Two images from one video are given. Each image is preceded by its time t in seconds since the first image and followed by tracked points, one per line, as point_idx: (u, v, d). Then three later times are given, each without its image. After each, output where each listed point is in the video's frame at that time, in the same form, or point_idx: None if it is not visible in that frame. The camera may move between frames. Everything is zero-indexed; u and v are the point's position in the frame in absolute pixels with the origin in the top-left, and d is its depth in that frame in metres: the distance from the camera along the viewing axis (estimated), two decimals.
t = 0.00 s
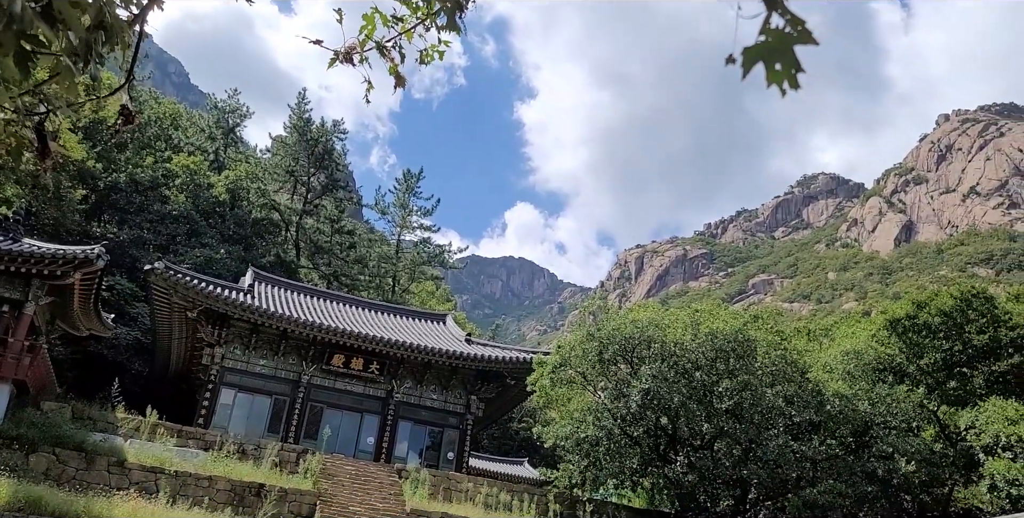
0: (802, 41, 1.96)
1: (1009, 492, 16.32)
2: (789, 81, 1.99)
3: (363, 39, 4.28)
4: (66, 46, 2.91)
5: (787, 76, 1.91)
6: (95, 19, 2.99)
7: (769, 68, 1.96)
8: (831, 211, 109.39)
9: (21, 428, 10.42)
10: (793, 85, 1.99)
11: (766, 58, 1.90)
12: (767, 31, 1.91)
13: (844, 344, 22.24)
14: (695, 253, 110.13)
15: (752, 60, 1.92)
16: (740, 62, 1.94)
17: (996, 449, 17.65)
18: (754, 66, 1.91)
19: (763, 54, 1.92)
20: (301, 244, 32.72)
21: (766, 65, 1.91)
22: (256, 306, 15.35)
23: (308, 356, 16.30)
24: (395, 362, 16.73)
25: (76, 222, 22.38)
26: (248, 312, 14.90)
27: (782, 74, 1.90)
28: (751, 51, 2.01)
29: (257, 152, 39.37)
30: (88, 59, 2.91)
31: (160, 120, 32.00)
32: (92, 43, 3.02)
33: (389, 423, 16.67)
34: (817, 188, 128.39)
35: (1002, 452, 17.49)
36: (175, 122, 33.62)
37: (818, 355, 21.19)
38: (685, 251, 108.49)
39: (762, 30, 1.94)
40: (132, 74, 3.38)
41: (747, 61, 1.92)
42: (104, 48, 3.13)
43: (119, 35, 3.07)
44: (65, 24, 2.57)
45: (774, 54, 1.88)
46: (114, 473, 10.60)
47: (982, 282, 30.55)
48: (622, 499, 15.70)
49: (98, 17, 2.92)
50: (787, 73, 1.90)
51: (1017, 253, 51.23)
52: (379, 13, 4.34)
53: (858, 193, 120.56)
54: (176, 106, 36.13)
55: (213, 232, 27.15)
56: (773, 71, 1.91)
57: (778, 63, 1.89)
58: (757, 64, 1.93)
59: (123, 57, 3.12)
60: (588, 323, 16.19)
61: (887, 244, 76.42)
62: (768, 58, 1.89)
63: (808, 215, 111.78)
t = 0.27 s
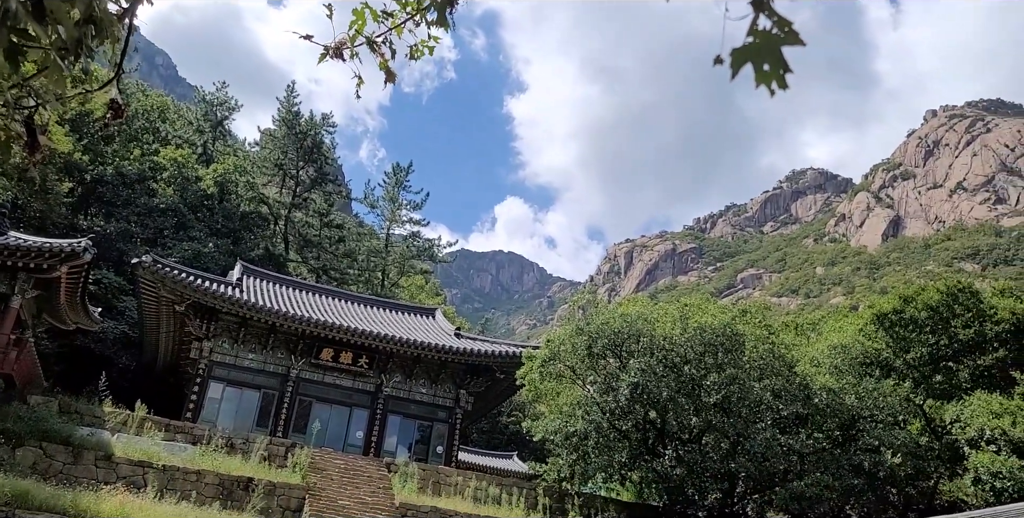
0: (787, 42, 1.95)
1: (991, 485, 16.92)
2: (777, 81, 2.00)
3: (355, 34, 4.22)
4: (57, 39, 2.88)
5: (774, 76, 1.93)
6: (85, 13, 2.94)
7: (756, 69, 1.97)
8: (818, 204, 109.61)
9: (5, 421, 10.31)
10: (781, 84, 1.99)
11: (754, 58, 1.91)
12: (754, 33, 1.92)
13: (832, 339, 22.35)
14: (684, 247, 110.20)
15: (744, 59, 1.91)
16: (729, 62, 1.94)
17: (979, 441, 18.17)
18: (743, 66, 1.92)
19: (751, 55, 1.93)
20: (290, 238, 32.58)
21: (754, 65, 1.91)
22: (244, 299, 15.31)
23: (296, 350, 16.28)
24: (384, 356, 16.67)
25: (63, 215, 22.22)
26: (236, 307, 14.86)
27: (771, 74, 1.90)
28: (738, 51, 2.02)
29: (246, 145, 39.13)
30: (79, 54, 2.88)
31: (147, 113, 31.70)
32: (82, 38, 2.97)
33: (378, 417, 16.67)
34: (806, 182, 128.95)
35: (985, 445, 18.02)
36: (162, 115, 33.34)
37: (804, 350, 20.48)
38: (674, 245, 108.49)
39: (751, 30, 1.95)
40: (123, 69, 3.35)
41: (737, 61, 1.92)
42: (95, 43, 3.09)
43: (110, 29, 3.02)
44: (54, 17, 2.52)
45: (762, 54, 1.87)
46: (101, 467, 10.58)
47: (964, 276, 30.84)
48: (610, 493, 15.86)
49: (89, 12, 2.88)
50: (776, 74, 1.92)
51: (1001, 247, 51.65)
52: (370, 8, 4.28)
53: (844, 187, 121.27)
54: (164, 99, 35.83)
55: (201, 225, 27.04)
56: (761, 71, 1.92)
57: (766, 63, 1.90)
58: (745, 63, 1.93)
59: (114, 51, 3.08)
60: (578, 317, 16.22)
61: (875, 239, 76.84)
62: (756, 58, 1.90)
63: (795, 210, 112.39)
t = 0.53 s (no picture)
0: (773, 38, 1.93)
1: (976, 478, 17.00)
2: (764, 76, 1.96)
3: (345, 30, 4.14)
4: (46, 32, 2.84)
5: (762, 71, 1.89)
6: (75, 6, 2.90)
7: (744, 63, 1.92)
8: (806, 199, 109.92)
9: None
10: (768, 79, 1.95)
11: (742, 53, 1.87)
12: (742, 28, 1.87)
13: (819, 333, 22.47)
14: (673, 240, 110.24)
15: (732, 55, 1.87)
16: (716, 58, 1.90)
17: (965, 435, 18.07)
18: (730, 62, 1.88)
19: (738, 50, 1.89)
20: (278, 231, 32.47)
21: (742, 61, 1.87)
22: (233, 293, 15.26)
23: (285, 343, 16.25)
24: (373, 349, 16.72)
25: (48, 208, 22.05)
26: (224, 300, 14.84)
27: (758, 70, 1.87)
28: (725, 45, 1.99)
29: (235, 138, 38.93)
30: (70, 45, 2.85)
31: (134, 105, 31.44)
32: (71, 33, 2.88)
33: (366, 411, 16.66)
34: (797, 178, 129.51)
35: (970, 439, 17.88)
36: (150, 107, 33.11)
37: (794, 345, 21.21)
38: (663, 239, 108.49)
39: (738, 24, 1.90)
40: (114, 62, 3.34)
41: (725, 57, 1.88)
42: (86, 36, 3.04)
43: (101, 22, 3.05)
44: (42, 9, 2.48)
45: (752, 49, 1.85)
46: (88, 461, 10.52)
47: (948, 271, 31.07)
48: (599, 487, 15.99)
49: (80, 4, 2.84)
50: (765, 69, 1.88)
51: (987, 243, 52.34)
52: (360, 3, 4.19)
53: (833, 183, 121.77)
54: (151, 91, 35.60)
55: (189, 219, 26.93)
56: (749, 66, 1.89)
57: (754, 58, 1.85)
58: (733, 59, 1.90)
59: (105, 43, 3.05)
60: (567, 311, 16.25)
61: (863, 234, 77.26)
62: (744, 53, 1.86)
63: (783, 204, 112.83)
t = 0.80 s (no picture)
0: (754, 29, 2.02)
1: (961, 470, 17.16)
2: (743, 67, 2.05)
3: (336, 19, 4.13)
4: (37, 20, 2.80)
5: (741, 63, 1.99)
6: None
7: (724, 55, 2.02)
8: (795, 194, 110.32)
9: None
10: (746, 71, 2.05)
11: (722, 45, 1.96)
12: (722, 19, 1.96)
13: (808, 327, 22.55)
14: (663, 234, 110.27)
15: (712, 46, 1.96)
16: (697, 48, 1.99)
17: (951, 428, 18.15)
18: (710, 52, 1.97)
19: (718, 41, 1.98)
20: (267, 223, 32.41)
21: (722, 52, 1.96)
22: (222, 285, 15.22)
23: (274, 336, 16.24)
24: (363, 343, 16.69)
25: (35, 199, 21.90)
26: (213, 292, 14.80)
27: (738, 61, 1.96)
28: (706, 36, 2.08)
29: (224, 130, 38.74)
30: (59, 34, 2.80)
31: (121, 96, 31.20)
32: (64, 19, 2.84)
33: (356, 404, 16.67)
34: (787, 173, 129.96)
35: (956, 431, 17.99)
36: (138, 98, 32.88)
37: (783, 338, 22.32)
38: (652, 232, 108.36)
39: (719, 15, 1.99)
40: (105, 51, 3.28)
41: (704, 47, 1.97)
42: (75, 24, 2.99)
43: (91, 11, 2.93)
44: None
45: (730, 42, 1.94)
46: (76, 453, 10.48)
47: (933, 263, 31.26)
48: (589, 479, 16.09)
49: None
50: (743, 60, 1.98)
51: (974, 236, 52.85)
52: None
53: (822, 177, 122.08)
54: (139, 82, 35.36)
55: (178, 210, 26.85)
56: (728, 58, 1.99)
57: (734, 50, 1.95)
58: (713, 49, 1.99)
59: (95, 31, 2.99)
60: (557, 305, 16.29)
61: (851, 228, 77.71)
62: (723, 45, 1.95)
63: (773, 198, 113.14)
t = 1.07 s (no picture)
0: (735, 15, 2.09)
1: (943, 463, 17.14)
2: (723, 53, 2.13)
3: (324, 8, 4.10)
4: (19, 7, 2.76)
5: (720, 49, 2.07)
6: None
7: (704, 42, 2.11)
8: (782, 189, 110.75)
9: None
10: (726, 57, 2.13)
11: (704, 30, 2.03)
12: (703, 6, 2.03)
13: (793, 320, 22.71)
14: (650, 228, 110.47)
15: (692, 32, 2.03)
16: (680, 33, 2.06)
17: (934, 421, 18.15)
18: (691, 38, 2.04)
19: (699, 27, 2.06)
20: (253, 215, 32.36)
21: (703, 37, 2.03)
22: (208, 278, 15.15)
23: (260, 328, 16.19)
24: (349, 335, 16.77)
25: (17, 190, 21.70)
26: (198, 285, 14.71)
27: (718, 47, 2.04)
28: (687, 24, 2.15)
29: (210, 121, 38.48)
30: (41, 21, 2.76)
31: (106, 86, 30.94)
32: (46, 3, 2.93)
33: (342, 397, 16.67)
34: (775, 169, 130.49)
35: (939, 425, 17.97)
36: (122, 89, 32.58)
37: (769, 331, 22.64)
38: (639, 226, 108.31)
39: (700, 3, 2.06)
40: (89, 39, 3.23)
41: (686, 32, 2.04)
42: (57, 12, 2.94)
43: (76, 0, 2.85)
44: None
45: (711, 29, 2.02)
46: (59, 446, 10.43)
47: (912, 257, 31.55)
48: (575, 472, 16.34)
49: None
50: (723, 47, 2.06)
51: (958, 233, 53.64)
52: None
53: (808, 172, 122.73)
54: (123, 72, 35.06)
55: (163, 202, 26.79)
56: (708, 44, 2.07)
57: (713, 36, 2.03)
58: (693, 35, 2.06)
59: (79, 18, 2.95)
60: (544, 298, 16.34)
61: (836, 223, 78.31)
62: (703, 30, 2.03)
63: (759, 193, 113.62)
